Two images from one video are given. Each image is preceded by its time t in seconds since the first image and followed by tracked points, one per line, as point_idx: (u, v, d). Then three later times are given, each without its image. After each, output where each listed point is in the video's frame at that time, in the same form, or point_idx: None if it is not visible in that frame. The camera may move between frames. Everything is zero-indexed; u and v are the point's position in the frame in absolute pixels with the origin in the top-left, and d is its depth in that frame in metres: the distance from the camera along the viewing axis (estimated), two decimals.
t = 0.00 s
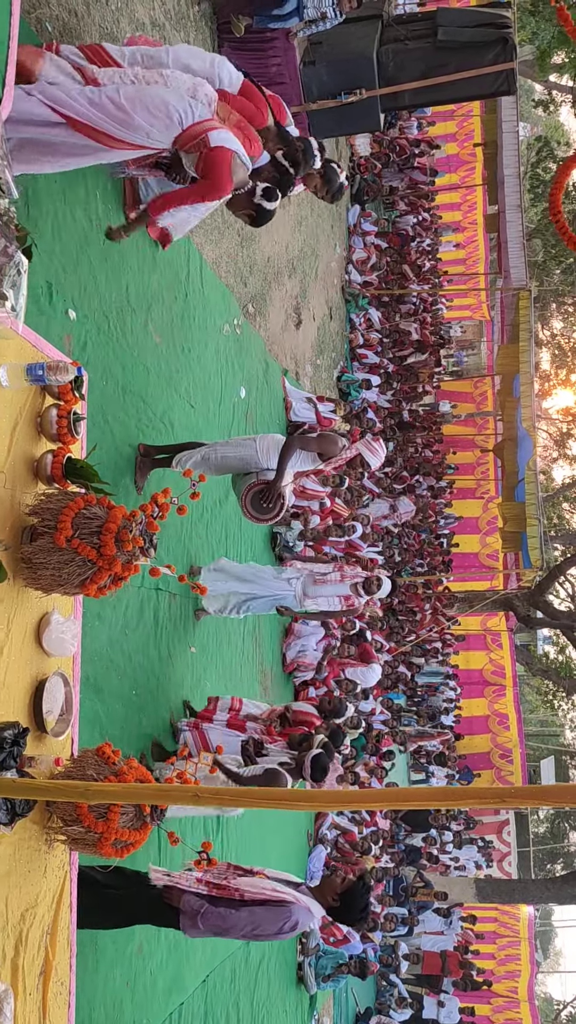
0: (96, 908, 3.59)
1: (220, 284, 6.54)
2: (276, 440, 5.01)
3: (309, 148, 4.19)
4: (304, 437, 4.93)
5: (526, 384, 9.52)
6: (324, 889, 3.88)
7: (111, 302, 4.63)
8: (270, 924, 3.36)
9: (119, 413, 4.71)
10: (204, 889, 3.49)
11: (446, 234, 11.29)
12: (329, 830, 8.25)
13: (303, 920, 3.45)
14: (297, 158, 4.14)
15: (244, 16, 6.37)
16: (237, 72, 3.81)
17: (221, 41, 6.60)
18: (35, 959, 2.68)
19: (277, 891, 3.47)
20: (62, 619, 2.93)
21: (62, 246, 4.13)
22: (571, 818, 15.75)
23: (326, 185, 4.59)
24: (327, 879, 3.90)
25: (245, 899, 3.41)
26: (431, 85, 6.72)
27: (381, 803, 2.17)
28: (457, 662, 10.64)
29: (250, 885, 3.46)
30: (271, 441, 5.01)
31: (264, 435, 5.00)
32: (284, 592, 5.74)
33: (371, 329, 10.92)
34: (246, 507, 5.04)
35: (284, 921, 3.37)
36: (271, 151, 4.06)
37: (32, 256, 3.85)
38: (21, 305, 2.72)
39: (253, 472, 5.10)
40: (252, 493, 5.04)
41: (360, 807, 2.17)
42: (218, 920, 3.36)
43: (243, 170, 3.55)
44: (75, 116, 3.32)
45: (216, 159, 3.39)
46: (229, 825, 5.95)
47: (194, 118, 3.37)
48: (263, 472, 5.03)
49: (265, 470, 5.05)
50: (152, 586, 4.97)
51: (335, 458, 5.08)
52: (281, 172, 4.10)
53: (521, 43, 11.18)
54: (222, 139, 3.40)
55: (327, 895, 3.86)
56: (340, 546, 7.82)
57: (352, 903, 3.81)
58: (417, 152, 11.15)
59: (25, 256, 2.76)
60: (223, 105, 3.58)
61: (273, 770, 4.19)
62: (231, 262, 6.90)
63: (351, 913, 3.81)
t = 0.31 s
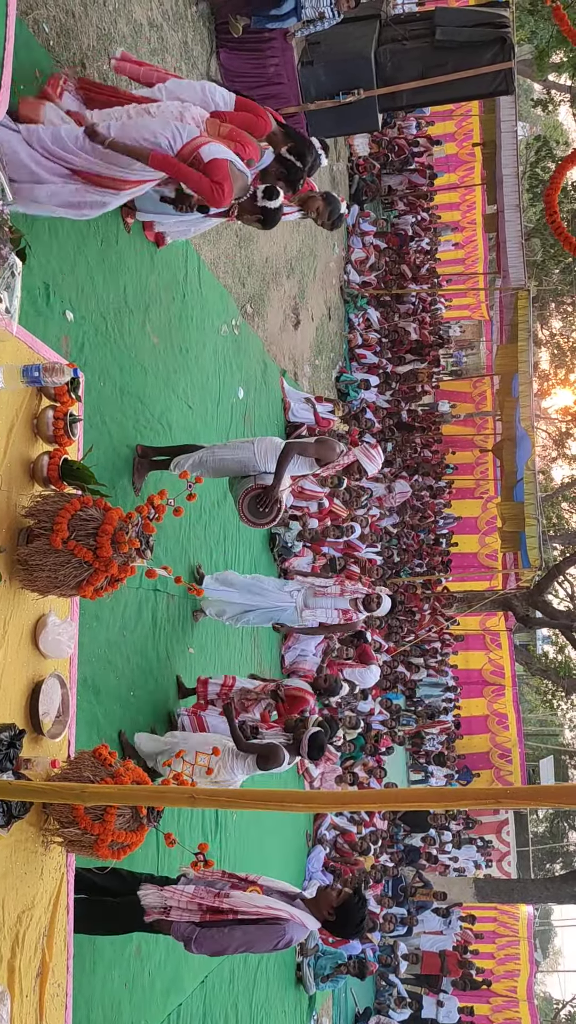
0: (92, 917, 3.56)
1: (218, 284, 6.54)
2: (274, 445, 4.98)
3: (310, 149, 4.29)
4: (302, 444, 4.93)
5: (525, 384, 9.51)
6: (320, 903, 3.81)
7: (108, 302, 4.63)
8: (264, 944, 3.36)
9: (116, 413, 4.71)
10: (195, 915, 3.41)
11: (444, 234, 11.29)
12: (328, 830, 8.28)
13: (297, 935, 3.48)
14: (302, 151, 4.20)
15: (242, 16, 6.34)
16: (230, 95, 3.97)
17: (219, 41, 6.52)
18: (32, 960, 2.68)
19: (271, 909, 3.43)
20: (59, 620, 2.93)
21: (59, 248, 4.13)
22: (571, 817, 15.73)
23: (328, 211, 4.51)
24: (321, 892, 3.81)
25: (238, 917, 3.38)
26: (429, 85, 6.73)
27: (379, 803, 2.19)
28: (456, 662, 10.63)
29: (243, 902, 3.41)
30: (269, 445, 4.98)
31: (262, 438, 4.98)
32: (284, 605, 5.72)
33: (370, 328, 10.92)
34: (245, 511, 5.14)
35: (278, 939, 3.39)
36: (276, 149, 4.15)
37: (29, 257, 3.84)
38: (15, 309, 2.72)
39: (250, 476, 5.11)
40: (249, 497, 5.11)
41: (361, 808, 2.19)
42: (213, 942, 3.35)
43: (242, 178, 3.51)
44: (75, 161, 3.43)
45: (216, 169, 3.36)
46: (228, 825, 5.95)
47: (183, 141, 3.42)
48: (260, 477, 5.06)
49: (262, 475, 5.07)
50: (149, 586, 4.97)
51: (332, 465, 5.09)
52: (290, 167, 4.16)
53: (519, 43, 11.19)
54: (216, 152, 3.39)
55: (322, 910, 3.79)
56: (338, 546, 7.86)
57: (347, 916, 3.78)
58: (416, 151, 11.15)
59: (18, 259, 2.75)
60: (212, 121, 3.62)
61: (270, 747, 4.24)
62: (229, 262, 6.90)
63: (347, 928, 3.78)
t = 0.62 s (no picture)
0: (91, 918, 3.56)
1: (216, 284, 6.56)
2: (269, 452, 4.99)
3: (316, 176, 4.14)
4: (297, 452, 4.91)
5: (524, 384, 9.50)
6: (317, 910, 3.80)
7: (107, 303, 4.64)
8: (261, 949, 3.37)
9: (115, 414, 4.71)
10: (194, 919, 3.41)
11: (443, 235, 11.27)
12: (327, 830, 8.30)
13: (294, 942, 3.49)
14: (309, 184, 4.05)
15: (241, 17, 6.21)
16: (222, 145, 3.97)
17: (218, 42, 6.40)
18: (30, 959, 2.68)
19: (266, 916, 3.43)
20: (57, 620, 2.93)
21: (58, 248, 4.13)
22: (570, 817, 15.73)
23: (329, 223, 4.40)
24: (319, 899, 3.82)
25: (236, 923, 3.39)
26: (428, 86, 6.74)
27: (378, 803, 2.19)
28: (455, 662, 10.61)
29: (241, 908, 3.41)
30: (264, 452, 4.98)
31: (258, 448, 4.97)
32: (284, 606, 5.75)
33: (369, 329, 10.92)
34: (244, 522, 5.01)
35: (275, 945, 3.40)
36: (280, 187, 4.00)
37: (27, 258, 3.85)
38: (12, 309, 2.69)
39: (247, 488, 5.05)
40: (246, 507, 5.00)
41: (358, 808, 2.19)
42: (211, 945, 3.36)
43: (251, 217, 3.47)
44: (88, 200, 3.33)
45: (229, 211, 3.28)
46: (226, 825, 5.95)
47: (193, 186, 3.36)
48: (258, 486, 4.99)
49: (259, 484, 5.00)
50: (148, 587, 4.97)
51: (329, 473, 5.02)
52: (297, 201, 4.05)
53: (518, 44, 11.21)
54: (225, 195, 3.32)
55: (320, 916, 3.78)
56: (337, 546, 7.85)
57: (345, 924, 3.78)
58: (414, 152, 11.15)
59: (13, 261, 2.74)
60: (214, 169, 3.62)
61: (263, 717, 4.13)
62: (228, 262, 6.91)
63: (345, 935, 3.78)
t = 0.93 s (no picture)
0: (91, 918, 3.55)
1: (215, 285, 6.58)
2: (274, 469, 4.94)
3: (328, 223, 3.97)
4: (301, 468, 4.95)
5: (524, 384, 9.49)
6: (317, 911, 3.79)
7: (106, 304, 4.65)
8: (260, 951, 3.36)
9: (115, 413, 4.71)
10: (194, 919, 3.40)
11: (442, 236, 11.24)
12: (327, 830, 8.30)
13: (293, 944, 3.46)
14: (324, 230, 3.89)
15: (240, 17, 6.12)
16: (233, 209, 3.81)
17: (217, 42, 6.30)
18: (30, 958, 2.68)
19: (266, 917, 3.41)
20: (57, 619, 2.92)
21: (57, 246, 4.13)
22: (569, 818, 15.72)
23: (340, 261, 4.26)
24: (319, 900, 3.81)
25: (235, 924, 3.38)
26: (428, 86, 6.75)
27: (377, 803, 2.18)
28: (455, 662, 10.55)
29: (240, 911, 3.39)
30: (268, 470, 4.93)
31: (261, 465, 4.94)
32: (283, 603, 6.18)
33: (368, 330, 10.92)
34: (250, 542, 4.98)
35: (274, 947, 3.38)
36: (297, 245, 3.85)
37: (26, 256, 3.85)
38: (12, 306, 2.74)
39: (251, 509, 5.00)
40: (253, 528, 4.96)
41: (357, 808, 2.17)
42: (211, 945, 3.36)
43: (269, 281, 3.55)
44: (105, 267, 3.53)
45: (242, 282, 3.39)
46: (226, 824, 5.95)
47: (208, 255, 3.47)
48: (263, 506, 4.93)
49: (264, 504, 4.95)
50: (148, 586, 4.97)
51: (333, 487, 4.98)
52: (314, 262, 3.86)
53: (517, 44, 11.21)
54: (241, 264, 3.42)
55: (320, 917, 3.78)
56: (337, 546, 7.84)
57: (345, 923, 3.78)
58: (414, 152, 11.15)
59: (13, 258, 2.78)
60: (231, 233, 3.57)
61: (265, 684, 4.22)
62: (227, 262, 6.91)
63: (345, 935, 3.78)
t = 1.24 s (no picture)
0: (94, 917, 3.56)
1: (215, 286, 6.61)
2: (274, 490, 4.88)
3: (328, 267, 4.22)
4: (301, 489, 4.84)
5: (523, 384, 9.48)
6: (320, 911, 3.84)
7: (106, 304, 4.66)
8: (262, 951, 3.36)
9: (115, 413, 4.72)
10: (197, 920, 3.37)
11: (442, 235, 11.30)
12: (326, 831, 8.28)
13: (295, 946, 3.46)
14: (320, 278, 4.16)
15: (240, 17, 6.10)
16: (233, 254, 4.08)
17: (217, 42, 6.29)
18: (30, 960, 2.67)
19: (268, 920, 3.41)
20: (56, 619, 2.92)
21: (57, 246, 4.14)
22: (569, 818, 15.70)
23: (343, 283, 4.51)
24: (323, 900, 3.87)
25: (237, 925, 3.36)
26: (427, 86, 6.76)
27: (378, 803, 2.18)
28: (455, 663, 10.52)
29: (243, 912, 3.37)
30: (269, 491, 4.88)
31: (261, 486, 4.90)
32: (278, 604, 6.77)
33: (368, 330, 10.91)
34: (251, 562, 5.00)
35: (276, 948, 3.38)
36: (291, 291, 4.19)
37: (25, 256, 3.86)
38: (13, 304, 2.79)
39: (253, 529, 4.99)
40: (254, 550, 4.97)
41: (359, 808, 2.17)
42: (212, 946, 3.35)
43: (259, 334, 3.72)
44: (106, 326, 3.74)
45: (231, 335, 3.59)
46: (226, 824, 5.95)
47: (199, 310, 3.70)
48: (263, 528, 4.93)
49: (264, 525, 4.93)
50: (148, 587, 4.97)
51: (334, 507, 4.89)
52: (305, 313, 4.23)
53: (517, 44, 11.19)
54: (230, 318, 3.63)
55: (323, 917, 3.82)
56: (337, 546, 7.85)
57: (348, 922, 3.81)
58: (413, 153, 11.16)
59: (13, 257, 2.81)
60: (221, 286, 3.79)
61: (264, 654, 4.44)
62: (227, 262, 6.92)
63: (348, 935, 3.80)
